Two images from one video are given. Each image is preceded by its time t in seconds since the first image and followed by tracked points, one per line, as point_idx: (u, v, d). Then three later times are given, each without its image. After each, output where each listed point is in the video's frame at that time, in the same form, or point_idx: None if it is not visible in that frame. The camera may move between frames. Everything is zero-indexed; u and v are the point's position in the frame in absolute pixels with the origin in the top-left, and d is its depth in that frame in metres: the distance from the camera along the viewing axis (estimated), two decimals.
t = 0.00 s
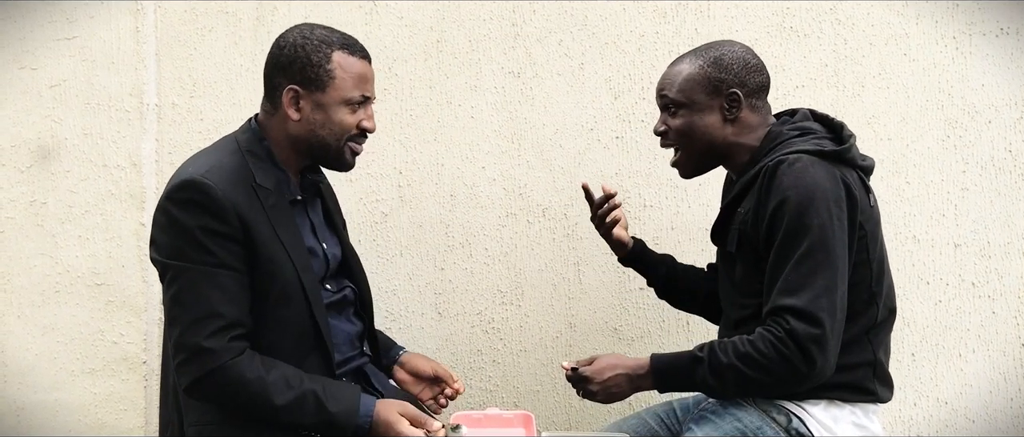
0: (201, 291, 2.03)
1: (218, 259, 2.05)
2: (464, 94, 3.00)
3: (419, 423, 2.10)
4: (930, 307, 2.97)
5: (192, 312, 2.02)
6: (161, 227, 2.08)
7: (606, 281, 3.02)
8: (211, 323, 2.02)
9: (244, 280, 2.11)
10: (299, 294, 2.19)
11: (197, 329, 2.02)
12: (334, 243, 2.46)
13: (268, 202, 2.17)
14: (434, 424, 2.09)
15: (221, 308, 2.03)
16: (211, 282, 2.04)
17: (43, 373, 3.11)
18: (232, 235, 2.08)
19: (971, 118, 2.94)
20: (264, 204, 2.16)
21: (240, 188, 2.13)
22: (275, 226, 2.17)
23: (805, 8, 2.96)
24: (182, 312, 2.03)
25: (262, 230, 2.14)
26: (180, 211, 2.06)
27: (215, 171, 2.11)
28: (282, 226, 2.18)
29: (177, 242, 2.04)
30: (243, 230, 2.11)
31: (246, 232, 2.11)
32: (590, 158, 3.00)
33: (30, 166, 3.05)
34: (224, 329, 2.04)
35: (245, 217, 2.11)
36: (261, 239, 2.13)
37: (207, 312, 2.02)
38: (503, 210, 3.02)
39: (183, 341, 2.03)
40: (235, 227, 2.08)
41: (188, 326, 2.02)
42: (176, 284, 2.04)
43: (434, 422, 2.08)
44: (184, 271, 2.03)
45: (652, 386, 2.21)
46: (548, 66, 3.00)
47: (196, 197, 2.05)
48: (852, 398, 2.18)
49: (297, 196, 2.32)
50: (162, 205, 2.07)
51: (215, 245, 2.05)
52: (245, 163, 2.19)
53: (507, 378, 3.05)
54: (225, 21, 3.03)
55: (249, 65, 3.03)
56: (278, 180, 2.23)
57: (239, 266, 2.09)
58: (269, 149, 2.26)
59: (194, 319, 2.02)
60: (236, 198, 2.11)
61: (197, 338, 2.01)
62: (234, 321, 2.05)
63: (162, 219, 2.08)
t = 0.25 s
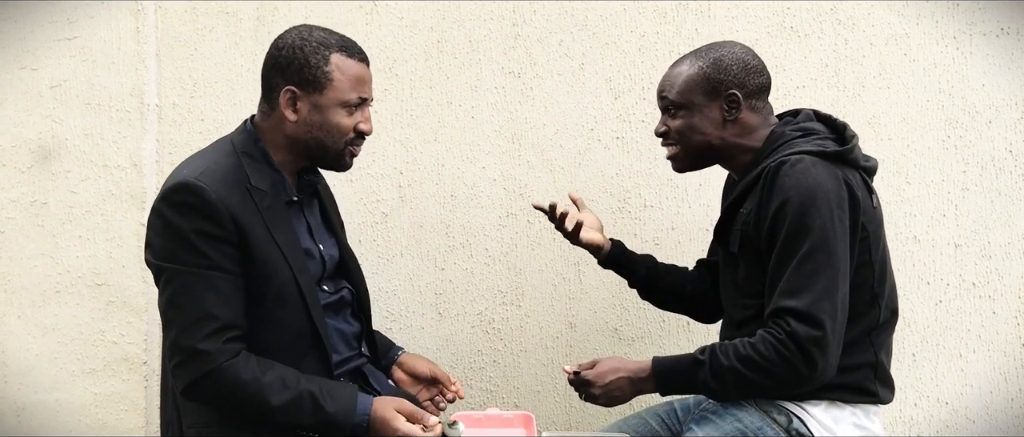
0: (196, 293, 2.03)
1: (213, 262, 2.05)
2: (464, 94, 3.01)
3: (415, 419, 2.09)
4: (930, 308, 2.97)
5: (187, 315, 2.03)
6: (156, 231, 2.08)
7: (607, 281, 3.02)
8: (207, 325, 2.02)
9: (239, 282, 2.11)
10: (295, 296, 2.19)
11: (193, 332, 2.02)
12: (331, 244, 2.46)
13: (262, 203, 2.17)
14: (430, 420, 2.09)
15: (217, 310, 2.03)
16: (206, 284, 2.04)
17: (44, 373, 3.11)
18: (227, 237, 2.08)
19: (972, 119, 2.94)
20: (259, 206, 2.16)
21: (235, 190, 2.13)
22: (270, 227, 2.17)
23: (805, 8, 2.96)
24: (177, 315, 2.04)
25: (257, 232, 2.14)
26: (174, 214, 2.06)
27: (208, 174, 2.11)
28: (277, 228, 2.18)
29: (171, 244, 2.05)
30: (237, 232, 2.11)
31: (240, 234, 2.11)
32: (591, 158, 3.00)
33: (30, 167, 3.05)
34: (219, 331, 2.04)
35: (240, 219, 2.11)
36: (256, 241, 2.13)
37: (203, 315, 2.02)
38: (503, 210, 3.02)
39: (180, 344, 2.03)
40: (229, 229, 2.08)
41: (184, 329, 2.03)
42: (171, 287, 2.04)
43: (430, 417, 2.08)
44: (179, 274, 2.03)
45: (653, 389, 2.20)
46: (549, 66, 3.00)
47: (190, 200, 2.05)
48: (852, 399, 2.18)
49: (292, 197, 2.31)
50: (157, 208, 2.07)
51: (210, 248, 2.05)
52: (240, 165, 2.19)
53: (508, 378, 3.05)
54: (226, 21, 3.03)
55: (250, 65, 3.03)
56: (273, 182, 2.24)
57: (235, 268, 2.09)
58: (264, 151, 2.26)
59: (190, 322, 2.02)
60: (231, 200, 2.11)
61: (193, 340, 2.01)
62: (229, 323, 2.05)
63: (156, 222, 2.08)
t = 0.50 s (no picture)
0: (200, 293, 2.04)
1: (217, 262, 2.06)
2: (466, 94, 3.00)
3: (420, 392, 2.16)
4: (933, 308, 2.97)
5: (190, 314, 2.03)
6: (159, 230, 2.08)
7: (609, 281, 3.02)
8: (209, 325, 2.03)
9: (243, 283, 2.12)
10: (299, 296, 2.19)
11: (196, 331, 2.03)
12: (331, 245, 2.47)
13: (266, 205, 2.17)
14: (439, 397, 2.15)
15: (219, 310, 2.04)
16: (211, 284, 2.04)
17: (46, 373, 3.11)
18: (230, 237, 2.08)
19: (974, 119, 2.93)
20: (264, 207, 2.16)
21: (239, 191, 2.14)
22: (275, 228, 2.17)
23: (807, 8, 2.96)
24: (179, 314, 2.04)
25: (261, 233, 2.14)
26: (178, 214, 2.06)
27: (212, 174, 2.11)
28: (280, 228, 2.19)
29: (175, 244, 2.05)
30: (241, 233, 2.11)
31: (244, 234, 2.11)
32: (592, 158, 3.00)
33: (33, 167, 3.06)
34: (222, 330, 2.04)
35: (244, 220, 2.11)
36: (259, 241, 2.13)
37: (206, 314, 2.03)
38: (505, 210, 3.02)
39: (182, 343, 2.04)
40: (232, 230, 2.08)
41: (187, 328, 2.03)
42: (174, 287, 2.05)
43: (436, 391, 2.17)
44: (183, 274, 2.04)
45: (654, 389, 2.20)
46: (550, 66, 3.00)
47: (195, 201, 2.05)
48: (854, 399, 2.18)
49: (297, 198, 2.31)
50: (160, 208, 2.08)
51: (213, 248, 2.05)
52: (244, 166, 2.19)
53: (509, 378, 3.05)
54: (227, 21, 3.04)
55: (252, 65, 3.03)
56: (276, 182, 2.22)
57: (239, 269, 2.10)
58: (269, 152, 2.25)
59: (194, 321, 2.03)
60: (235, 201, 2.11)
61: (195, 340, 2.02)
62: (232, 323, 2.06)
63: (159, 221, 2.09)
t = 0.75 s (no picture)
0: (241, 291, 2.04)
1: (256, 260, 2.07)
2: (467, 94, 3.01)
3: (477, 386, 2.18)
4: (933, 308, 2.96)
5: (235, 309, 2.03)
6: (190, 229, 2.07)
7: (609, 281, 3.01)
8: (256, 319, 2.03)
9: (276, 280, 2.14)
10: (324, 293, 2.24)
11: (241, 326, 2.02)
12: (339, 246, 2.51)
13: (291, 205, 2.20)
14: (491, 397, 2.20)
15: (264, 304, 2.05)
16: (251, 281, 2.05)
17: (47, 373, 3.11)
18: (264, 235, 2.10)
19: (975, 118, 2.93)
20: (292, 207, 2.19)
21: (268, 191, 2.15)
22: (302, 227, 2.21)
23: (808, 8, 2.96)
24: (222, 310, 2.03)
25: (290, 232, 2.17)
26: (212, 214, 2.05)
27: (243, 173, 2.12)
28: (304, 226, 2.22)
29: (211, 244, 2.04)
30: (274, 230, 2.13)
31: (275, 232, 2.14)
32: (593, 158, 3.00)
33: (34, 167, 3.06)
34: (266, 325, 2.05)
35: (276, 219, 2.14)
36: (288, 239, 2.16)
37: (250, 309, 2.03)
38: (505, 210, 3.02)
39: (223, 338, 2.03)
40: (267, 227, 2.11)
41: (230, 324, 2.02)
42: (210, 286, 2.04)
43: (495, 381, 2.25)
44: (221, 272, 2.03)
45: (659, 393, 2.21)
46: (551, 66, 3.00)
47: (230, 200, 2.05)
48: (854, 399, 2.18)
49: (315, 200, 2.30)
50: (190, 210, 2.06)
51: (251, 244, 2.07)
52: (266, 167, 2.20)
53: (510, 378, 3.05)
54: (228, 21, 3.04)
55: (253, 65, 3.04)
56: (298, 184, 2.25)
57: (273, 267, 2.12)
58: (289, 153, 2.27)
59: (238, 318, 2.02)
60: (267, 200, 2.13)
61: (243, 334, 2.01)
62: (275, 318, 2.07)
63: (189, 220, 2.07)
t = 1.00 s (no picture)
0: (289, 284, 2.11)
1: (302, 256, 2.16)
2: (467, 94, 3.01)
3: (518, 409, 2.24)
4: (934, 308, 2.96)
5: (285, 301, 2.10)
6: (238, 221, 2.14)
7: (610, 281, 3.01)
8: (304, 311, 2.11)
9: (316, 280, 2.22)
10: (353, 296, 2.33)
11: (290, 318, 2.09)
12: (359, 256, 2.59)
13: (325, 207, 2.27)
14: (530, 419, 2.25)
15: (311, 298, 2.13)
16: (298, 275, 2.13)
17: (48, 373, 3.11)
18: (307, 232, 2.19)
19: (975, 118, 2.93)
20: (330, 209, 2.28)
21: (311, 191, 2.24)
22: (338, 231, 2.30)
23: (808, 8, 2.97)
24: (270, 301, 2.09)
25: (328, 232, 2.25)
26: (261, 209, 2.13)
27: (287, 172, 2.21)
28: (339, 230, 2.31)
29: (260, 237, 2.12)
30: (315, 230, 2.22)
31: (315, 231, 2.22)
32: (593, 158, 3.00)
33: (34, 167, 3.06)
34: (313, 319, 2.12)
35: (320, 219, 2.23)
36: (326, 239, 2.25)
37: (299, 301, 2.11)
38: (506, 210, 3.02)
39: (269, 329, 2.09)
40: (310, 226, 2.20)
41: (279, 314, 2.09)
42: (257, 278, 2.11)
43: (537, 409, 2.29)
44: (271, 266, 2.11)
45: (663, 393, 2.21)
46: (551, 66, 3.00)
47: (280, 196, 2.15)
48: (855, 399, 2.18)
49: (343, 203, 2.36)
50: (238, 204, 2.13)
51: (297, 239, 2.16)
52: (302, 167, 2.27)
53: (511, 378, 3.04)
54: (229, 22, 3.05)
55: (253, 65, 3.04)
56: (330, 187, 2.31)
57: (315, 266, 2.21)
58: (321, 155, 2.32)
59: (286, 310, 2.09)
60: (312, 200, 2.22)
61: (293, 325, 2.08)
62: (321, 314, 2.14)
63: (237, 213, 2.14)
